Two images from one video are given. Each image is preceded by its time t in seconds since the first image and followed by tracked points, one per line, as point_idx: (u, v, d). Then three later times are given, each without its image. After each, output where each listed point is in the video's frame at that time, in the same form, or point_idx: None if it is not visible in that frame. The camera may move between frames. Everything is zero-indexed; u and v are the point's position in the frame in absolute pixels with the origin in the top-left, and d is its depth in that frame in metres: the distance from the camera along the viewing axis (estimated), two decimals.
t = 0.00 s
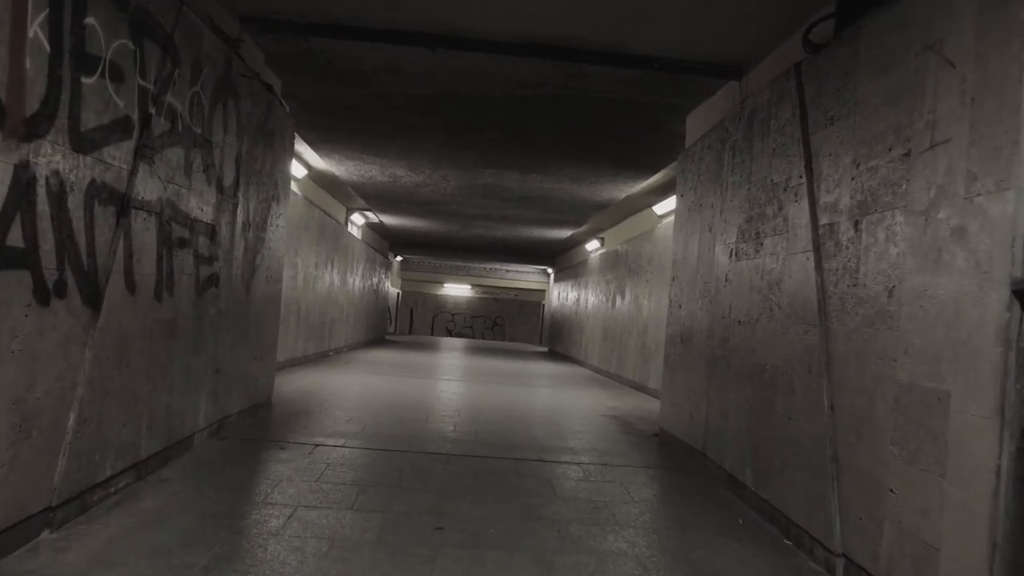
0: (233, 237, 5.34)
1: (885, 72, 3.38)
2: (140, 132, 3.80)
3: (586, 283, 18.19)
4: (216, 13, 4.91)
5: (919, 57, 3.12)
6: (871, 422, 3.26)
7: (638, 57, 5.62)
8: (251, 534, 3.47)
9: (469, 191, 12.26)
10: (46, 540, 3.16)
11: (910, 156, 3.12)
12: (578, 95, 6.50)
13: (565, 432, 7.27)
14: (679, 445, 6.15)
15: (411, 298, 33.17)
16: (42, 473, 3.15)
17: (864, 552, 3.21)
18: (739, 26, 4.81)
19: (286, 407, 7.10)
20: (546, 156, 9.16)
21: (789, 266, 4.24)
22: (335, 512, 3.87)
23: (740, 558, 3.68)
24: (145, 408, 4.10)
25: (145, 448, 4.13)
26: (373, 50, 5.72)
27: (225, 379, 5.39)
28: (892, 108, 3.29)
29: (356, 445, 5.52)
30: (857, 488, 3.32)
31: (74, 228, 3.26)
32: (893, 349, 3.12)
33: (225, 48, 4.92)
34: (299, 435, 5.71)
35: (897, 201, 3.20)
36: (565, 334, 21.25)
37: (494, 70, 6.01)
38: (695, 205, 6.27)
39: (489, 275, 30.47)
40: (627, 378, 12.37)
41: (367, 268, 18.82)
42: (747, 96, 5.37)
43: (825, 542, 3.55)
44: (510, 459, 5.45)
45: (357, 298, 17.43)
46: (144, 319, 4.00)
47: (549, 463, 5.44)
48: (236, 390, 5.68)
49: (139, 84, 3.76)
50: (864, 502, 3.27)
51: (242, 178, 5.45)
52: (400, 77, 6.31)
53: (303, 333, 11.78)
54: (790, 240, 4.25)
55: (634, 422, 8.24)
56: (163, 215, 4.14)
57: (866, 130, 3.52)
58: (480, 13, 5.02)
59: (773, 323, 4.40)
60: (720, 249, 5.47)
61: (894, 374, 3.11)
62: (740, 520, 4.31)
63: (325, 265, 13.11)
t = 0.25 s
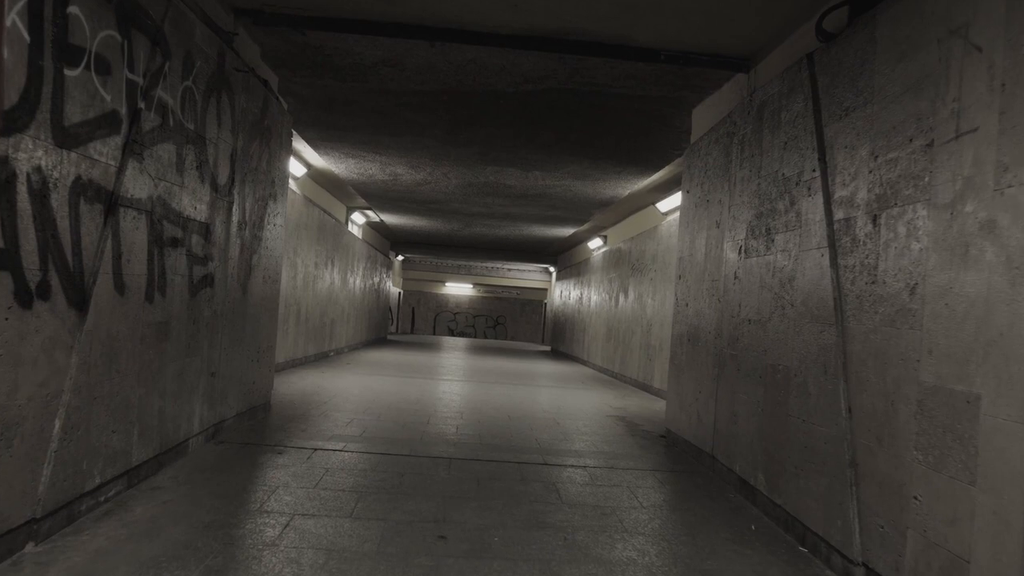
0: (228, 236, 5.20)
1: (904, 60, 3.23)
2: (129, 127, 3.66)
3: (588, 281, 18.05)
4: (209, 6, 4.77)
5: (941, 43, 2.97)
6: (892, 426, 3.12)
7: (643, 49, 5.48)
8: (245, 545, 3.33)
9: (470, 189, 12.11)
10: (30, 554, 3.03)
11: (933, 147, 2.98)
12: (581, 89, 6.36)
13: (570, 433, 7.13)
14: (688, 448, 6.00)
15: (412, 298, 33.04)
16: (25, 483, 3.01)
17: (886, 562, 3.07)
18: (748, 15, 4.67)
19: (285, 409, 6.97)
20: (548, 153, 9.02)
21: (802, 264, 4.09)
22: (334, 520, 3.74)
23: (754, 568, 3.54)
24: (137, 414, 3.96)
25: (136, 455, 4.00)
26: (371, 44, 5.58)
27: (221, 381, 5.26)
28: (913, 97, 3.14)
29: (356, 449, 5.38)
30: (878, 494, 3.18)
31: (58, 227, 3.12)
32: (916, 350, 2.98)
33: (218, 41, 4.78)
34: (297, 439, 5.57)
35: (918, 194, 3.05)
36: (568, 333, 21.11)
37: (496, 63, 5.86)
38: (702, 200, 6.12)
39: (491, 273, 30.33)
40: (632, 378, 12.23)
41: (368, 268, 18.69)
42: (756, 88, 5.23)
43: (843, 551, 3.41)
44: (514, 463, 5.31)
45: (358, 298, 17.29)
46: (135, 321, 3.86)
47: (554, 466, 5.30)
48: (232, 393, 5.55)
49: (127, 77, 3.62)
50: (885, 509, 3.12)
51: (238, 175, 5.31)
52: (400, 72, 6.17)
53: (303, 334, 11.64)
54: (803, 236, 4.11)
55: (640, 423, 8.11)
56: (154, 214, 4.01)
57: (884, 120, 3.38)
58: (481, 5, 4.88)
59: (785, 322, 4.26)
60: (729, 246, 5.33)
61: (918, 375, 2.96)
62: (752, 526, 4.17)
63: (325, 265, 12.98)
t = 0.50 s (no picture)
0: (222, 235, 5.03)
1: (932, 42, 3.05)
2: (114, 120, 3.49)
3: (592, 279, 17.87)
4: None
5: (974, 22, 2.79)
6: (922, 431, 2.93)
7: (650, 39, 5.29)
8: (237, 559, 3.15)
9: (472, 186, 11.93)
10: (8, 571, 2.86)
11: (966, 133, 2.79)
12: (586, 81, 6.17)
13: (576, 435, 6.95)
14: (699, 451, 5.82)
15: (415, 297, 32.89)
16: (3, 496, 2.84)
17: None
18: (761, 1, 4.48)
19: (284, 412, 6.80)
20: (552, 149, 8.84)
21: (821, 260, 3.91)
22: (332, 531, 3.56)
23: None
24: (125, 420, 3.79)
25: (125, 463, 3.82)
26: (370, 35, 5.41)
27: (216, 385, 5.09)
28: (942, 81, 2.96)
29: (356, 454, 5.21)
30: (907, 502, 3.00)
31: (36, 224, 2.95)
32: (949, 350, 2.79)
33: (210, 31, 4.60)
34: (296, 444, 5.40)
35: (949, 184, 2.87)
36: (572, 331, 20.93)
37: (498, 55, 5.67)
38: (711, 195, 5.94)
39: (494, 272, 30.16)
40: (638, 377, 12.05)
41: (370, 267, 18.53)
42: (768, 77, 5.04)
43: (869, 562, 3.23)
44: (519, 467, 5.13)
45: (360, 297, 17.11)
46: (122, 324, 3.69)
47: (561, 471, 5.12)
48: (229, 396, 5.38)
49: (111, 67, 3.45)
50: (914, 520, 2.94)
51: (232, 171, 5.14)
52: (399, 64, 5.99)
53: (303, 334, 11.47)
54: (821, 231, 3.92)
55: (647, 424, 7.93)
56: (142, 211, 3.83)
57: (910, 107, 3.19)
58: None
59: (802, 320, 4.08)
60: (741, 242, 5.14)
61: (951, 377, 2.78)
62: (770, 535, 3.98)
63: (326, 264, 12.81)
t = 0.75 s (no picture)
0: (217, 233, 4.89)
1: (957, 25, 2.90)
2: (101, 113, 3.35)
3: (595, 277, 17.74)
4: None
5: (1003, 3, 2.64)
6: (949, 434, 2.78)
7: (655, 29, 5.13)
8: (231, 571, 3.02)
9: (474, 183, 11.78)
10: None
11: (995, 119, 2.64)
12: (590, 74, 6.02)
13: (581, 436, 6.81)
14: (707, 452, 5.67)
15: (417, 296, 32.76)
16: None
17: None
18: None
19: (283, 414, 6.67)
20: (554, 145, 8.70)
21: (836, 255, 3.76)
22: (330, 540, 3.42)
23: None
24: (114, 426, 3.65)
25: (115, 470, 3.68)
26: (367, 27, 5.26)
27: (212, 387, 4.95)
28: (968, 66, 2.81)
29: (356, 457, 5.07)
30: (933, 508, 2.85)
31: (16, 222, 2.81)
32: (977, 348, 2.65)
33: (202, 23, 4.46)
34: (294, 447, 5.26)
35: (977, 173, 2.72)
36: (575, 330, 20.78)
37: (499, 47, 5.52)
38: (719, 190, 5.79)
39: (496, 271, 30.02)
40: (642, 376, 11.91)
41: (371, 266, 18.39)
42: (778, 67, 4.89)
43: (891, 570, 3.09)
44: (523, 470, 4.99)
45: (362, 296, 16.98)
46: (111, 326, 3.55)
47: (567, 474, 4.98)
48: (225, 399, 5.24)
49: (97, 58, 3.30)
50: (941, 527, 2.79)
51: (227, 168, 5.00)
52: (398, 57, 5.85)
53: (304, 335, 11.34)
54: (837, 225, 3.77)
55: (653, 423, 7.78)
56: (131, 208, 3.69)
57: (932, 94, 3.04)
58: None
59: (817, 318, 3.93)
60: (751, 237, 5.00)
61: (981, 377, 2.63)
62: (784, 540, 3.84)
63: (327, 264, 12.67)
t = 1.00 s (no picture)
0: (211, 232, 4.73)
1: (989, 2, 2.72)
2: (82, 106, 3.18)
3: (599, 275, 17.56)
4: None
5: None
6: (986, 438, 2.60)
7: (663, 18, 4.95)
8: None
9: (476, 181, 11.61)
10: None
11: None
12: (594, 66, 5.84)
13: (588, 438, 6.64)
14: (719, 454, 5.50)
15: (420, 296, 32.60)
16: None
17: None
18: None
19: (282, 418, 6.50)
20: (558, 140, 8.52)
21: (857, 249, 3.58)
22: (328, 553, 3.25)
23: None
24: (101, 434, 3.48)
25: (102, 481, 3.51)
26: (364, 18, 5.09)
27: (207, 392, 4.78)
28: (1003, 45, 2.63)
29: (356, 463, 4.90)
30: (969, 518, 2.67)
31: None
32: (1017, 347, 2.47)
33: (192, 14, 4.29)
34: (292, 452, 5.09)
35: (1015, 158, 2.54)
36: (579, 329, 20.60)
37: (501, 38, 5.35)
38: (729, 184, 5.61)
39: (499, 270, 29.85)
40: (648, 374, 11.73)
41: (373, 266, 18.22)
42: (790, 55, 4.70)
43: None
44: (530, 475, 4.81)
45: (364, 297, 16.81)
46: (97, 330, 3.39)
47: (575, 478, 4.81)
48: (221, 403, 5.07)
49: (78, 47, 3.13)
50: (979, 537, 2.61)
51: (221, 165, 4.83)
52: (397, 50, 5.67)
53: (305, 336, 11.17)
54: (857, 218, 3.59)
55: (662, 424, 7.60)
56: (117, 206, 3.52)
57: (962, 77, 2.86)
58: None
59: (836, 316, 3.75)
60: (764, 232, 4.82)
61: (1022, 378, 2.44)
62: (805, 548, 3.66)
63: (328, 263, 12.51)
